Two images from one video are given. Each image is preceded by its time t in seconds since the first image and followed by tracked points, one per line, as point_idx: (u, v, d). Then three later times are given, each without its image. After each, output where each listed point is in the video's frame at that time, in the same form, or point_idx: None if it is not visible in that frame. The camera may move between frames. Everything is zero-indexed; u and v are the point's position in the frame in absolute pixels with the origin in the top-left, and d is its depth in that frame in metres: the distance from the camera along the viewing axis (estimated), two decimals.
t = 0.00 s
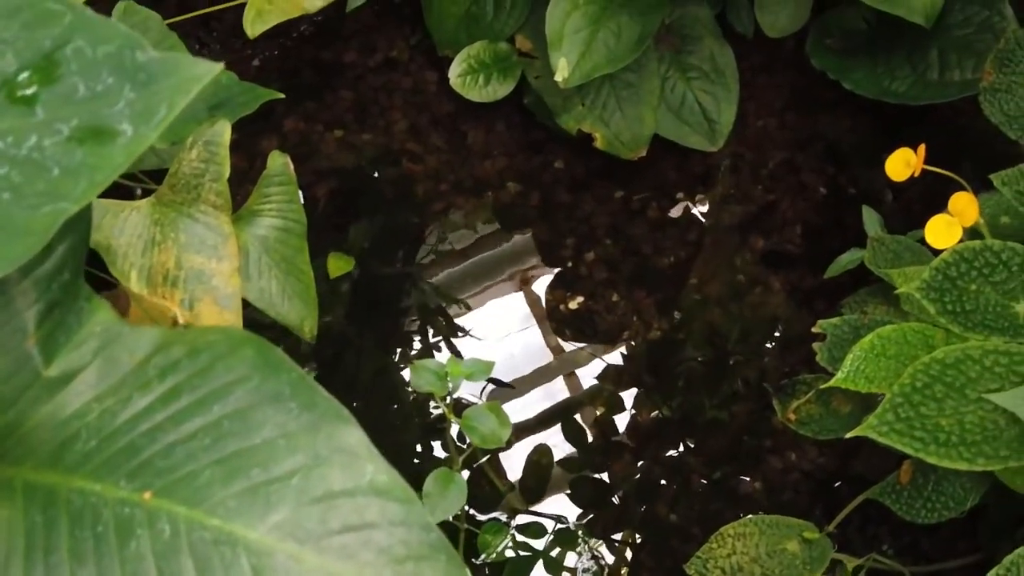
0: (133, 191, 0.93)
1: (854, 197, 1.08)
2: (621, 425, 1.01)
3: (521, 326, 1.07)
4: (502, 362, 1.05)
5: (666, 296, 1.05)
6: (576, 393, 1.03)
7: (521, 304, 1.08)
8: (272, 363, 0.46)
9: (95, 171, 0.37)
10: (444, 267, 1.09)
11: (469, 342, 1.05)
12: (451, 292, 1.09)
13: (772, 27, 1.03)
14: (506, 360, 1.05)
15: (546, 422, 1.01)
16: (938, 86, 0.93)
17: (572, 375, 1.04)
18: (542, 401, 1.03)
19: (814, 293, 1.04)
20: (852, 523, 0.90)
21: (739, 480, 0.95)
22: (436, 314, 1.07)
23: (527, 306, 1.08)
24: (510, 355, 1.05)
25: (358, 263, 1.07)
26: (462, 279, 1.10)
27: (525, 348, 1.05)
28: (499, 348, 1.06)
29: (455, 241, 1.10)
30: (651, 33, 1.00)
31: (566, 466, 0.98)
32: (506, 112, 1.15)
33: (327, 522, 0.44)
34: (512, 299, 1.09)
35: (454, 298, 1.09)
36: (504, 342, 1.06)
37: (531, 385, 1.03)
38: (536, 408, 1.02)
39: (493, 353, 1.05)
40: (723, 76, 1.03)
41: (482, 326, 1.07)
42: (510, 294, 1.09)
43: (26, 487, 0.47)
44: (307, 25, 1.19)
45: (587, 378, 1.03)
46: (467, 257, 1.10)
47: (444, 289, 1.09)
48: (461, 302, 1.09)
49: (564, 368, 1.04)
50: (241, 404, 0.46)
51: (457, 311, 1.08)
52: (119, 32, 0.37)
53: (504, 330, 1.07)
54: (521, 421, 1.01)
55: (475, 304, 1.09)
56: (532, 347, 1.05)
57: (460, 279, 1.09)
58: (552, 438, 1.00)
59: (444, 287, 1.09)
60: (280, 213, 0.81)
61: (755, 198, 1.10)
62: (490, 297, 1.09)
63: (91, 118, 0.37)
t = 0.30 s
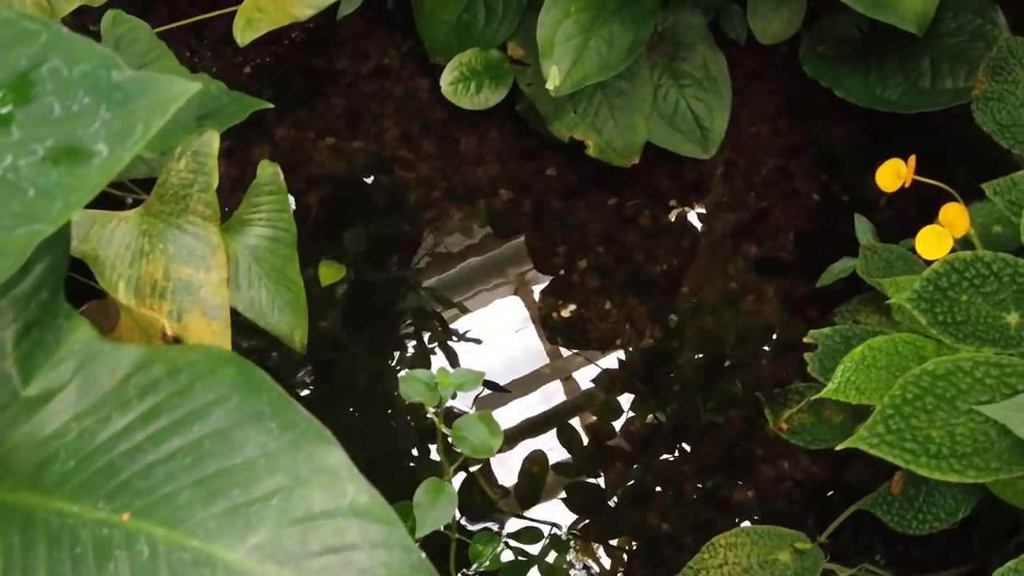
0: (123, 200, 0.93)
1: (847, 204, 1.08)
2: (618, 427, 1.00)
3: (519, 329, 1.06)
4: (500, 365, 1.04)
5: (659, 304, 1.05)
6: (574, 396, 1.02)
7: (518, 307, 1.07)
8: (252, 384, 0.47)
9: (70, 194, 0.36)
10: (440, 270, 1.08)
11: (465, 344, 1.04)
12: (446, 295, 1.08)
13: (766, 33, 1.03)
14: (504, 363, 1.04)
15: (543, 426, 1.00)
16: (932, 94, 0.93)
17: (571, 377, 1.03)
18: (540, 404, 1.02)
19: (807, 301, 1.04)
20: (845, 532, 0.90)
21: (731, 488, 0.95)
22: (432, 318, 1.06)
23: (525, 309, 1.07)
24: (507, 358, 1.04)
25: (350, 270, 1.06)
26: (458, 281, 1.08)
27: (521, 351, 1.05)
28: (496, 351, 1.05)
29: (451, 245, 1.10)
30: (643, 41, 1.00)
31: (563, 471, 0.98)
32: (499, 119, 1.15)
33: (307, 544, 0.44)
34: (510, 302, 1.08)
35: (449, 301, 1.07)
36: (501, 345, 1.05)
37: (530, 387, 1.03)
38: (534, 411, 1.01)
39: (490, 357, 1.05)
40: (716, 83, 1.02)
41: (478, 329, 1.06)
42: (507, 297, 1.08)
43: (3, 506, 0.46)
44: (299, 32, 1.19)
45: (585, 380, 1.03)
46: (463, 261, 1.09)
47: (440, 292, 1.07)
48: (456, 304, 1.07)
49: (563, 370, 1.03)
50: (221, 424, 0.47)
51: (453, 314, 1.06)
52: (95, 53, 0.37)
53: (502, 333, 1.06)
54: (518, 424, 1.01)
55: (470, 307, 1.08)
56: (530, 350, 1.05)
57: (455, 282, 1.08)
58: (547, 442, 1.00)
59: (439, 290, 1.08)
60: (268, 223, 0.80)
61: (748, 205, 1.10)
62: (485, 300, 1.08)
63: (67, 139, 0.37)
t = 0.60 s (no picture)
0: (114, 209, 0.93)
1: (840, 211, 1.08)
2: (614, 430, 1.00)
3: (516, 331, 1.05)
4: (497, 368, 1.03)
5: (651, 311, 1.05)
6: (570, 399, 1.02)
7: (515, 309, 1.06)
8: (231, 404, 0.48)
9: (45, 215, 0.36)
10: (435, 273, 1.08)
11: (461, 349, 1.04)
12: (442, 298, 1.07)
13: (758, 40, 1.03)
14: (501, 366, 1.03)
15: (539, 430, 1.00)
16: (925, 101, 0.92)
17: (567, 380, 1.03)
18: (537, 407, 1.01)
19: (800, 308, 1.04)
20: (837, 541, 0.89)
21: (723, 497, 0.94)
22: (428, 323, 1.05)
23: (522, 310, 1.06)
24: (505, 360, 1.04)
25: (341, 275, 1.05)
26: (454, 284, 1.08)
27: (518, 353, 1.04)
28: (493, 353, 1.04)
29: (444, 250, 1.09)
30: (635, 48, 0.99)
31: (558, 475, 0.97)
32: (491, 127, 1.14)
33: (287, 564, 0.45)
34: (507, 303, 1.07)
35: (445, 305, 1.07)
36: (498, 347, 1.04)
37: (527, 389, 1.02)
38: (532, 414, 1.01)
39: (487, 359, 1.04)
40: (708, 90, 1.02)
41: (474, 332, 1.05)
42: (505, 298, 1.07)
43: None
44: (290, 39, 1.19)
45: (582, 383, 1.03)
46: (458, 264, 1.08)
47: (436, 295, 1.07)
48: (452, 308, 1.07)
49: (560, 372, 1.03)
50: (200, 443, 0.48)
51: (450, 318, 1.06)
52: (71, 73, 0.38)
53: (499, 335, 1.05)
54: (515, 426, 1.00)
55: (467, 310, 1.07)
56: (527, 352, 1.04)
57: (451, 285, 1.08)
58: (543, 447, 0.99)
59: (435, 293, 1.07)
60: (256, 232, 0.79)
61: (741, 212, 1.10)
62: (482, 303, 1.07)
63: (43, 158, 0.36)
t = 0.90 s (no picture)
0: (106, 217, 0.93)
1: (833, 218, 1.07)
2: (610, 432, 1.00)
3: (513, 334, 1.05)
4: (493, 370, 1.04)
5: (643, 319, 1.04)
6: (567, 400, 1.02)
7: (513, 311, 1.07)
8: (208, 425, 0.54)
9: (19, 232, 0.37)
10: (430, 275, 1.08)
11: (458, 352, 1.05)
12: (439, 301, 1.08)
13: (750, 46, 1.02)
14: (497, 367, 1.04)
15: (534, 433, 1.00)
16: (918, 108, 0.92)
17: (565, 382, 1.03)
18: (534, 408, 1.02)
19: (792, 316, 1.03)
20: (830, 549, 0.89)
21: (715, 505, 0.94)
22: (424, 326, 1.06)
23: (519, 313, 1.06)
24: (501, 362, 1.04)
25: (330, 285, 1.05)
26: (451, 286, 1.08)
27: (514, 356, 1.04)
28: (490, 355, 1.05)
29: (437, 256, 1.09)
30: (626, 56, 0.99)
31: (553, 479, 0.98)
32: (484, 132, 1.14)
33: None
34: (503, 306, 1.07)
35: (442, 307, 1.07)
36: (495, 350, 1.05)
37: (523, 392, 1.02)
38: (529, 416, 1.01)
39: (483, 360, 1.04)
40: (700, 97, 1.02)
41: (471, 334, 1.06)
42: (502, 301, 1.07)
43: None
44: (281, 44, 1.18)
45: (580, 385, 1.02)
46: (452, 268, 1.09)
47: (433, 298, 1.08)
48: (449, 310, 1.07)
49: (557, 375, 1.03)
50: (179, 461, 0.53)
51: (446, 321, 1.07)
52: (46, 89, 0.39)
53: (495, 338, 1.05)
54: (512, 429, 1.01)
55: (464, 312, 1.07)
56: (522, 354, 1.04)
57: (447, 288, 1.08)
58: (537, 450, 0.99)
59: (432, 296, 1.08)
60: (244, 240, 0.79)
61: (734, 219, 1.09)
62: (479, 304, 1.08)
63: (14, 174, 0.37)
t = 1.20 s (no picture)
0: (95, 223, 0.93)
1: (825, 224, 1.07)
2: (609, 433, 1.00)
3: (508, 337, 1.05)
4: (489, 374, 1.04)
5: (634, 325, 1.04)
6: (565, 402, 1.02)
7: (509, 315, 1.06)
8: (186, 440, 0.52)
9: None
10: (424, 279, 1.08)
11: (453, 355, 1.05)
12: (433, 305, 1.07)
13: (742, 51, 1.02)
14: (494, 371, 1.04)
15: (529, 437, 1.00)
16: (910, 114, 0.92)
17: (562, 384, 1.03)
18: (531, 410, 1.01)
19: (785, 322, 1.03)
20: (821, 557, 0.89)
21: (707, 512, 0.93)
22: (418, 329, 1.06)
23: (513, 316, 1.06)
24: (497, 365, 1.04)
25: (321, 292, 1.05)
26: (445, 290, 1.08)
27: (509, 360, 1.04)
28: (484, 360, 1.05)
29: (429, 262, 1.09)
30: (617, 61, 0.99)
31: (548, 483, 0.97)
32: (475, 137, 1.13)
33: None
34: (499, 309, 1.07)
35: (436, 311, 1.07)
36: (490, 353, 1.05)
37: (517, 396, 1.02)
38: (527, 418, 1.01)
39: (479, 363, 1.04)
40: (691, 102, 1.01)
41: (466, 338, 1.06)
42: (497, 303, 1.07)
43: None
44: (272, 49, 1.18)
45: (577, 386, 1.02)
46: (446, 271, 1.08)
47: (427, 302, 1.07)
48: (443, 314, 1.07)
49: (553, 378, 1.03)
50: (156, 477, 0.51)
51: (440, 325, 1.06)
52: (18, 107, 0.40)
53: (491, 341, 1.05)
54: (507, 432, 1.00)
55: (458, 316, 1.07)
56: (517, 358, 1.05)
57: (441, 291, 1.08)
58: (532, 454, 0.99)
59: (426, 299, 1.07)
60: (233, 248, 0.78)
61: (727, 224, 1.09)
62: (473, 307, 1.07)
63: None
